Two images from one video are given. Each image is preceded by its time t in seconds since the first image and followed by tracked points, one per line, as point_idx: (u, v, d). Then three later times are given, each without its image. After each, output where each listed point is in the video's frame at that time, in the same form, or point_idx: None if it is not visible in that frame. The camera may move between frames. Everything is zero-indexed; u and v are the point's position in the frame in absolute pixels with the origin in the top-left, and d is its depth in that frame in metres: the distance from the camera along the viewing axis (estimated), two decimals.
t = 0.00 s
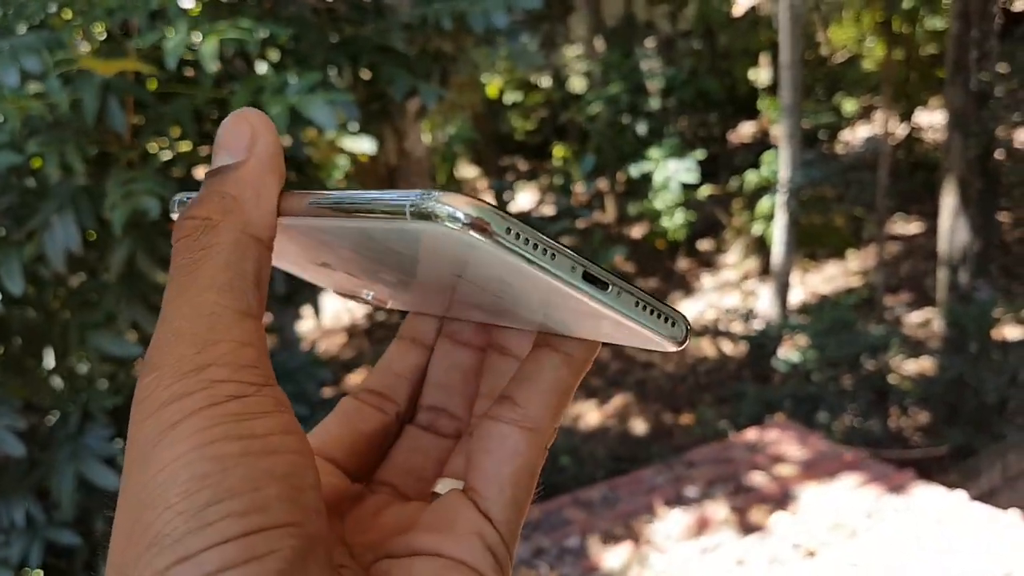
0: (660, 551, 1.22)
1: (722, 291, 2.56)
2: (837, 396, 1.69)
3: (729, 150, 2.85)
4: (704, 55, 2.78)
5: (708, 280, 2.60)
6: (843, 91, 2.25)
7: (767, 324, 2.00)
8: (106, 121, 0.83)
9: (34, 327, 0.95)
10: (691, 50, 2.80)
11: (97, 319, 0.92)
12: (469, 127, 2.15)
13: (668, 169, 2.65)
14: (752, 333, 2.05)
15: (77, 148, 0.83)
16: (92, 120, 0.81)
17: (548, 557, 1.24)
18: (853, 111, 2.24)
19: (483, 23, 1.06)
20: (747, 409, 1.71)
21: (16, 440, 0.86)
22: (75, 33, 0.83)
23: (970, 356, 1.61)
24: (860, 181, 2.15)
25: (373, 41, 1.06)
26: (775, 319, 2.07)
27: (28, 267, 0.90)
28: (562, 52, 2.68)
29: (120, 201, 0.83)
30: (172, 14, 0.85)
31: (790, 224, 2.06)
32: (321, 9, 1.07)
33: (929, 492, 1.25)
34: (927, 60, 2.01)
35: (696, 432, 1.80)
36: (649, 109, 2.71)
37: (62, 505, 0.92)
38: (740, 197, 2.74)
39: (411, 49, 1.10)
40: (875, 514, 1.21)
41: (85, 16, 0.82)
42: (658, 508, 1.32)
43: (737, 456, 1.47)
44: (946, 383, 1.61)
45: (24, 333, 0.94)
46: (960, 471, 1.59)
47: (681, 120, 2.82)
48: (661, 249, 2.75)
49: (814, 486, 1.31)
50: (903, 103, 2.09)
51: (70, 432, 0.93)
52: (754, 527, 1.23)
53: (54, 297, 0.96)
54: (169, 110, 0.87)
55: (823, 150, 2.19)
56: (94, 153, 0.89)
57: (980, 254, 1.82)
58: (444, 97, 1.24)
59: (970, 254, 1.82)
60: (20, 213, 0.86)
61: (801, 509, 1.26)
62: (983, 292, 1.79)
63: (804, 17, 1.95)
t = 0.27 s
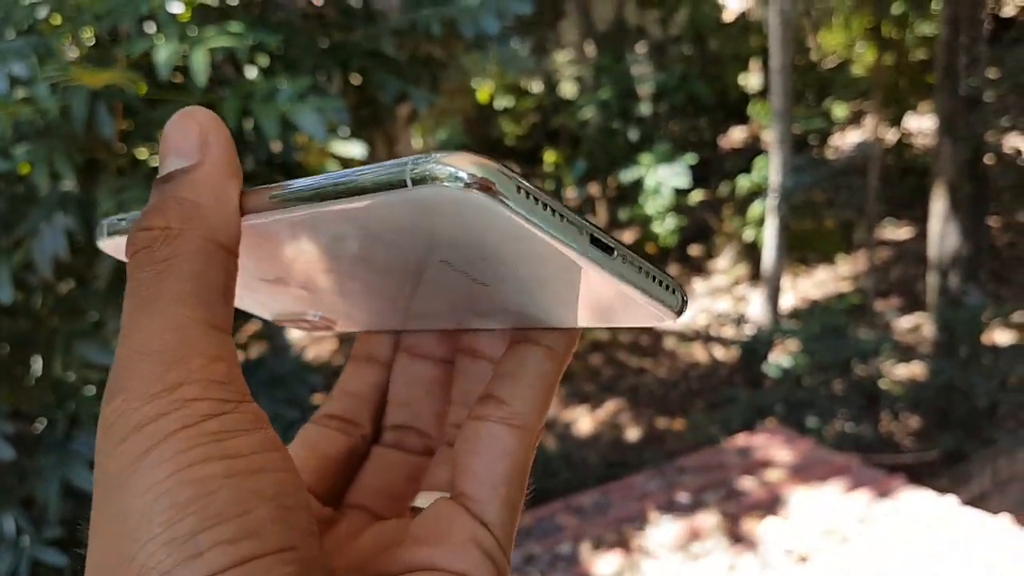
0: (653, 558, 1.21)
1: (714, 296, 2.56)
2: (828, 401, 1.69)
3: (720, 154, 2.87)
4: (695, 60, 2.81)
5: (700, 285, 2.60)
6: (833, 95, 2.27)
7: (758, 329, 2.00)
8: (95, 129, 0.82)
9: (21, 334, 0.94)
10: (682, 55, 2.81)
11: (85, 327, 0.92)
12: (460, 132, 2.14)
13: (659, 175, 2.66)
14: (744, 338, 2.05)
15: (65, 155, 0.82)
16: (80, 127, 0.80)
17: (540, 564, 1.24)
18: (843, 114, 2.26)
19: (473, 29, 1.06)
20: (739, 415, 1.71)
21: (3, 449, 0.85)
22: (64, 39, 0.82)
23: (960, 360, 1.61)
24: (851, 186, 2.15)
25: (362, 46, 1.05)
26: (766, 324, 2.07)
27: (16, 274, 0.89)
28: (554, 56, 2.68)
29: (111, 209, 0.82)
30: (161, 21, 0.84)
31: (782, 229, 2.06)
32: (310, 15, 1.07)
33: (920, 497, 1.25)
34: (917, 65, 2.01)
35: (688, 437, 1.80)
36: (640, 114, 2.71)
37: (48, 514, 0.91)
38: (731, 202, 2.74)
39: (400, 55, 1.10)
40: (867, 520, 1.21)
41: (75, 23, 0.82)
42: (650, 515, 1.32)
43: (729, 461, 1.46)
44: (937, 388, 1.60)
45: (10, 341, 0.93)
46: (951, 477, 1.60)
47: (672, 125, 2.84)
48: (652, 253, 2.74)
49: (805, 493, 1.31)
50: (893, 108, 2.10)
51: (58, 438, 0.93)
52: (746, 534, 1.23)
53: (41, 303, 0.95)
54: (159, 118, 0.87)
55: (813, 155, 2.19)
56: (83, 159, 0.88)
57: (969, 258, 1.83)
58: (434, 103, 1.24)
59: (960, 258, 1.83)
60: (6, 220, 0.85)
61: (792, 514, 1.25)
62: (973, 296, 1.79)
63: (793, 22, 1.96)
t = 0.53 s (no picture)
0: (654, 559, 1.21)
1: (713, 297, 2.57)
2: (827, 402, 1.69)
3: (719, 156, 2.87)
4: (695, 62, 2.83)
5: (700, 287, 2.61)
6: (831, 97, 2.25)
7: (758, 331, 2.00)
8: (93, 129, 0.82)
9: (20, 337, 0.94)
10: (681, 57, 2.83)
11: (84, 330, 0.91)
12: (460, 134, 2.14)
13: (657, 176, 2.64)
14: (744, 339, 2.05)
15: (64, 157, 0.82)
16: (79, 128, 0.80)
17: (540, 566, 1.23)
18: (842, 116, 2.24)
19: (471, 30, 1.07)
20: (739, 416, 1.71)
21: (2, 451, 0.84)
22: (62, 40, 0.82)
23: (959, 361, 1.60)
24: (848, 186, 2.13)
25: (360, 47, 1.05)
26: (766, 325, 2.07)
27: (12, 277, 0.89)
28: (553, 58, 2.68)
29: (107, 209, 0.81)
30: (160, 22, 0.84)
31: (782, 229, 2.06)
32: (309, 17, 1.07)
33: (919, 497, 1.25)
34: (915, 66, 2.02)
35: (688, 438, 1.80)
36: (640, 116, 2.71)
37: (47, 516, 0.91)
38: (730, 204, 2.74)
39: (400, 56, 1.10)
40: (867, 521, 1.21)
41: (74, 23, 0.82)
42: (650, 518, 1.31)
43: (728, 463, 1.46)
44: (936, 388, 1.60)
45: (9, 344, 0.93)
46: (950, 478, 1.61)
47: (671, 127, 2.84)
48: (649, 255, 2.77)
49: (805, 493, 1.30)
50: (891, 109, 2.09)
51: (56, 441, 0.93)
52: (747, 535, 1.23)
53: (38, 306, 0.95)
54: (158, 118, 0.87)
55: (812, 157, 2.18)
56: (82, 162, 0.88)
57: (969, 258, 1.83)
58: (432, 104, 1.24)
59: (959, 259, 1.83)
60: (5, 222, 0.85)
61: (793, 515, 1.26)
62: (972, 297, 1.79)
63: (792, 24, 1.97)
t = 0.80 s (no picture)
0: (657, 555, 1.21)
1: (714, 293, 2.58)
2: (829, 399, 1.69)
3: (721, 152, 2.87)
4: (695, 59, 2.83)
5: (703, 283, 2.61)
6: (834, 93, 2.24)
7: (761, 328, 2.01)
8: (96, 130, 0.85)
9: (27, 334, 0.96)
10: (683, 54, 2.83)
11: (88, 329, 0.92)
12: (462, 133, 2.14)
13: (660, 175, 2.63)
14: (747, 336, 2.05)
15: (68, 157, 0.84)
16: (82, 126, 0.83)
17: (542, 562, 1.24)
18: (844, 113, 2.23)
19: (472, 27, 1.08)
20: (741, 412, 1.71)
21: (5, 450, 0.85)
22: (64, 40, 0.80)
23: (961, 357, 1.63)
24: (850, 183, 2.14)
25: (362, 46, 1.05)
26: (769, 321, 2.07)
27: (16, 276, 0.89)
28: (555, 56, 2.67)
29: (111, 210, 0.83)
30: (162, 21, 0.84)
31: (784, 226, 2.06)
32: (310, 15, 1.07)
33: (920, 493, 1.25)
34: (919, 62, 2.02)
35: (691, 436, 1.80)
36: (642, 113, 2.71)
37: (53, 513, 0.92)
38: (733, 200, 2.76)
39: (401, 54, 1.11)
40: (868, 518, 1.21)
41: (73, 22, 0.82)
42: (653, 515, 1.32)
43: (729, 459, 1.47)
44: (940, 381, 1.61)
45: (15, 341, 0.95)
46: (953, 472, 1.58)
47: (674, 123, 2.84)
48: (653, 252, 2.75)
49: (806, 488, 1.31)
50: (893, 106, 2.12)
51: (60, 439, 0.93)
52: (749, 531, 1.23)
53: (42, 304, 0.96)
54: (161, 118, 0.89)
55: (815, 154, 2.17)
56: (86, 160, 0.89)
57: (971, 255, 1.83)
58: (434, 104, 1.25)
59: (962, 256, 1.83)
60: (9, 221, 0.86)
61: (793, 510, 1.26)
62: (974, 292, 1.79)
63: (794, 20, 1.96)
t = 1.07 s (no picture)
0: (658, 547, 1.21)
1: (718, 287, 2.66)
2: (830, 393, 1.70)
3: (724, 146, 2.86)
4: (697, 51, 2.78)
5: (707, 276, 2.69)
6: (839, 86, 2.18)
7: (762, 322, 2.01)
8: (93, 123, 0.84)
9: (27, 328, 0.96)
10: (685, 45, 2.77)
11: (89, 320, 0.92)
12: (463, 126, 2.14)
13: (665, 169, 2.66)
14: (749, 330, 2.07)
15: (66, 151, 0.83)
16: (80, 121, 0.82)
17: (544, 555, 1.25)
18: (847, 105, 2.16)
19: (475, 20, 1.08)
20: (743, 405, 1.72)
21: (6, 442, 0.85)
22: (63, 32, 0.82)
23: (965, 351, 1.66)
24: (853, 176, 2.14)
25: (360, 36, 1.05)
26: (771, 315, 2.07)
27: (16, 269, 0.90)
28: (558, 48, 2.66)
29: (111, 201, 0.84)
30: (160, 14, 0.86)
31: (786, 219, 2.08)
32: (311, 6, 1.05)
33: (923, 487, 1.26)
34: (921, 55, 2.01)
35: (693, 429, 1.80)
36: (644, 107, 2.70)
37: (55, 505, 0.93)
38: (735, 192, 2.82)
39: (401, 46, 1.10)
40: (870, 511, 1.21)
41: (69, 14, 0.83)
42: (655, 508, 1.32)
43: (731, 453, 1.47)
44: (944, 373, 1.62)
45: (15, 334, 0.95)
46: (955, 465, 1.57)
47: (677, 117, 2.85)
48: (655, 245, 2.75)
49: (808, 483, 1.31)
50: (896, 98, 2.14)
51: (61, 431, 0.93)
52: (751, 523, 1.23)
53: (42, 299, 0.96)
54: (158, 110, 0.89)
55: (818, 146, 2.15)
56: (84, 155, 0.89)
57: (974, 248, 1.83)
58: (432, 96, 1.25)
59: (964, 249, 1.83)
60: (7, 215, 0.87)
61: (795, 502, 1.26)
62: (977, 286, 1.79)
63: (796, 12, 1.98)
